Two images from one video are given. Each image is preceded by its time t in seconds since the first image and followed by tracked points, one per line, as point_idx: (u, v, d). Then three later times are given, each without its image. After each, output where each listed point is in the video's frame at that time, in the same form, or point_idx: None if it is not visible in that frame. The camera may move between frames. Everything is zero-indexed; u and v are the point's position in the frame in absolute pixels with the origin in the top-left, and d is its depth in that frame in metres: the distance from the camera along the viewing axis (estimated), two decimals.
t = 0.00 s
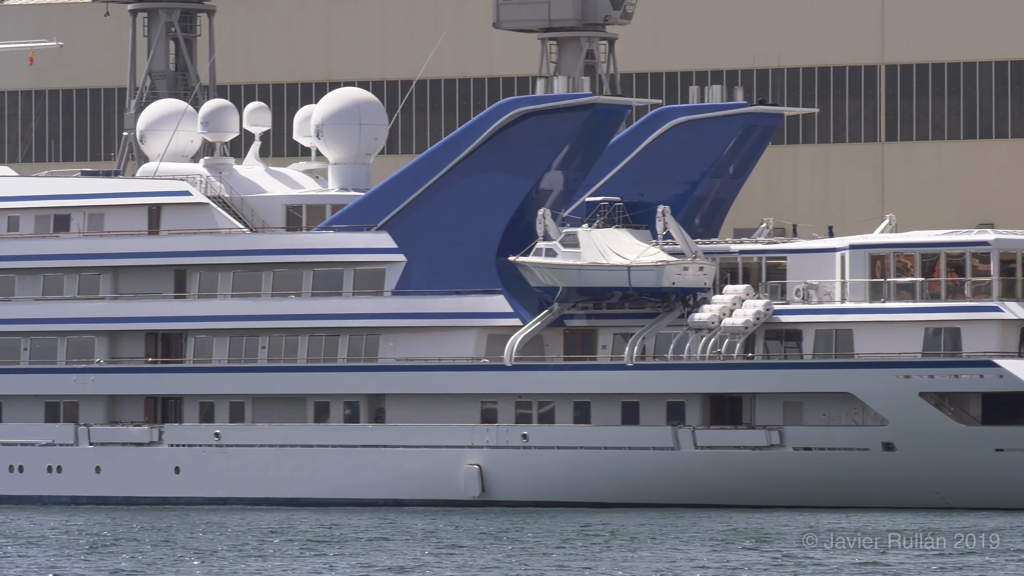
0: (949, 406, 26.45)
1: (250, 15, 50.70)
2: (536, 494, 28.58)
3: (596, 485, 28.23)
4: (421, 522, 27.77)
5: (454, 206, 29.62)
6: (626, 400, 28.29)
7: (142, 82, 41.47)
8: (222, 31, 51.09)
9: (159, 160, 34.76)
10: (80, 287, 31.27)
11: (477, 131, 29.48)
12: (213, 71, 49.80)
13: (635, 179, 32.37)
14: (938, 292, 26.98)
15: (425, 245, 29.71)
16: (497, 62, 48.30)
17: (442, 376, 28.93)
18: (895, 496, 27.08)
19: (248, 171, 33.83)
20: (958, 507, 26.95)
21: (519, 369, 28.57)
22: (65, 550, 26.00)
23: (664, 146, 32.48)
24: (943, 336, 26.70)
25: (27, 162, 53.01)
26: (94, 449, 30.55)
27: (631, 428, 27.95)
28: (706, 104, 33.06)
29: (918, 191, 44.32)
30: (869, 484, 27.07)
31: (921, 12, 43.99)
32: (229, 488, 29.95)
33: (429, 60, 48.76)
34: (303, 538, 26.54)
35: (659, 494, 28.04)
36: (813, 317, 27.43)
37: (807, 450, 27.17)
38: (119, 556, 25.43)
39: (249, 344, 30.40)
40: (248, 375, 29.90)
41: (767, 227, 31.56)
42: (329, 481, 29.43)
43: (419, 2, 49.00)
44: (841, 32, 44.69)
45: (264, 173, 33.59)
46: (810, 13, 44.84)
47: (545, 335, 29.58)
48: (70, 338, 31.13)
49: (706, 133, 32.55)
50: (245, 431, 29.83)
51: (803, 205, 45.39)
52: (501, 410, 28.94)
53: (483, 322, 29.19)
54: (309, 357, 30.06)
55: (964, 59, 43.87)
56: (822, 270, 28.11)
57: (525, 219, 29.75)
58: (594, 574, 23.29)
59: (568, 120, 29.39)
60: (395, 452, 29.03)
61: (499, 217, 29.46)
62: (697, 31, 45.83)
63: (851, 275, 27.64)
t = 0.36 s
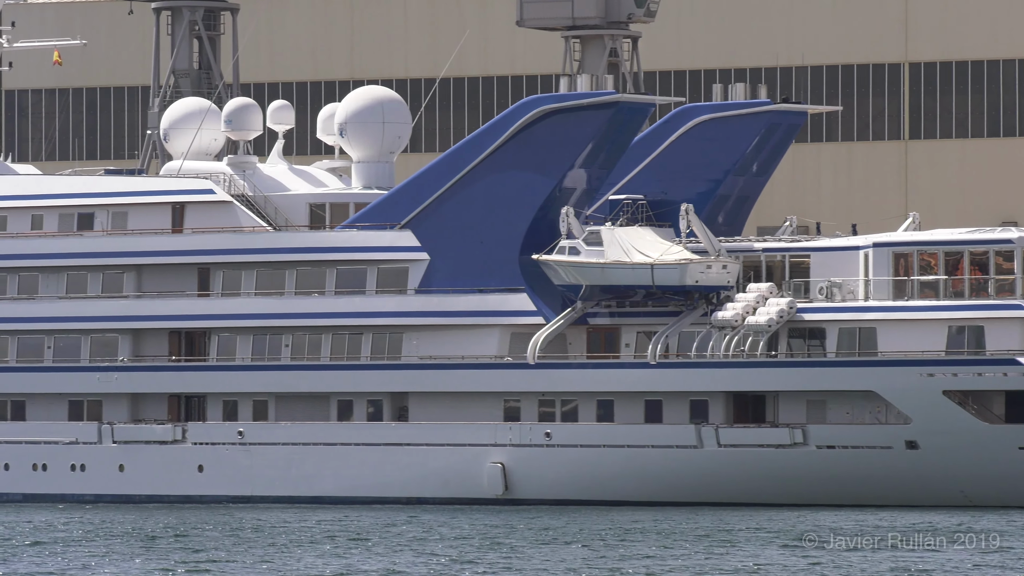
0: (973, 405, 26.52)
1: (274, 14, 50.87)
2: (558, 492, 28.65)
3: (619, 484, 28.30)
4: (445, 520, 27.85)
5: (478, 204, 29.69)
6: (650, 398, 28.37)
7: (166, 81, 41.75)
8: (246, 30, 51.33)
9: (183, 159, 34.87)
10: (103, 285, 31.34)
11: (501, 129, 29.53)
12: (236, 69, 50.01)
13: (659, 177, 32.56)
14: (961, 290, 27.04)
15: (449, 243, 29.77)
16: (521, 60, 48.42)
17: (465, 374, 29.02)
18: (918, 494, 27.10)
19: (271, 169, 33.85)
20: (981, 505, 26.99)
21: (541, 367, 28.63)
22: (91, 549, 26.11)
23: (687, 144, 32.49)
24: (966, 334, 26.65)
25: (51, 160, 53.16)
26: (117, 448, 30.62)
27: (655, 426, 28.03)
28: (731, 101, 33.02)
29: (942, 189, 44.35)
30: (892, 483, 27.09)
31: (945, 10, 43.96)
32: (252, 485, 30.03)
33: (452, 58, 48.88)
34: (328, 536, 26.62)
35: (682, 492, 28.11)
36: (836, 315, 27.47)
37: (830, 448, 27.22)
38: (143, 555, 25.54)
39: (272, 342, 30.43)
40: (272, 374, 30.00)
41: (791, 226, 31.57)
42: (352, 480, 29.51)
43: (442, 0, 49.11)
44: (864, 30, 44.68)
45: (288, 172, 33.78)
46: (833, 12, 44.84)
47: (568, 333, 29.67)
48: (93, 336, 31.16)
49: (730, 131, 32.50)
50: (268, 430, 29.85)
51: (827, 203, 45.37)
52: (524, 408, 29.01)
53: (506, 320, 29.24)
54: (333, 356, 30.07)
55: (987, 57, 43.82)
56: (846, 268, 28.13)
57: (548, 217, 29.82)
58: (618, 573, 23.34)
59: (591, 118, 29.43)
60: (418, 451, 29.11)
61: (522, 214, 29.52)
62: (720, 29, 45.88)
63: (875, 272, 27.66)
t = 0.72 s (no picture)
0: (1004, 404, 26.60)
1: (303, 13, 51.00)
2: (589, 491, 28.73)
3: (650, 483, 28.39)
4: (476, 519, 27.96)
5: (508, 202, 29.76)
6: (680, 398, 28.42)
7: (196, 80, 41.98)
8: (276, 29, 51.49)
9: (214, 158, 34.90)
10: (134, 284, 31.34)
11: (531, 128, 29.57)
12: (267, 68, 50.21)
13: (689, 176, 32.55)
14: (992, 289, 27.11)
15: (478, 241, 29.85)
16: (551, 59, 48.54)
17: (496, 373, 29.08)
18: (948, 492, 27.19)
19: (302, 169, 33.93)
20: (1011, 503, 27.09)
21: (572, 366, 28.72)
22: (125, 548, 26.24)
23: (718, 143, 32.49)
24: (997, 333, 26.71)
25: (81, 159, 53.45)
26: (149, 447, 30.76)
27: (685, 425, 28.13)
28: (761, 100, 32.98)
29: (973, 188, 44.42)
30: (923, 482, 27.17)
31: (976, 9, 43.97)
32: (284, 484, 30.13)
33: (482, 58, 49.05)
34: (359, 535, 26.73)
35: (713, 490, 28.21)
36: (867, 314, 27.46)
37: (860, 447, 27.30)
38: (177, 553, 25.70)
39: (302, 341, 30.46)
40: (303, 372, 30.05)
41: (822, 225, 31.51)
42: (383, 479, 29.62)
43: None
44: (894, 29, 44.64)
45: (319, 171, 34.00)
46: (864, 11, 44.83)
47: (598, 331, 29.68)
48: (124, 335, 31.21)
49: (761, 129, 32.49)
50: (299, 429, 29.97)
51: (858, 202, 45.35)
52: (555, 407, 29.09)
53: (537, 319, 29.35)
54: (363, 354, 30.20)
55: (1018, 57, 43.91)
56: (876, 267, 28.15)
57: (579, 215, 29.83)
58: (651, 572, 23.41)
59: (621, 117, 29.48)
60: (449, 449, 29.20)
61: (552, 213, 29.58)
62: (750, 29, 45.89)
63: (905, 271, 27.74)
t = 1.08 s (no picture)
0: None
1: (337, 13, 51.17)
2: (623, 491, 28.79)
3: (683, 483, 28.47)
4: (510, 519, 28.06)
5: (542, 202, 29.85)
6: (715, 398, 28.52)
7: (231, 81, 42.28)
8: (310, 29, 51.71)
9: (248, 158, 34.85)
10: (168, 284, 31.55)
11: (565, 128, 29.67)
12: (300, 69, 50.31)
13: (724, 176, 32.51)
14: None
15: (512, 241, 29.93)
16: (585, 59, 48.69)
17: (529, 373, 29.19)
18: (983, 492, 27.22)
19: (335, 169, 34.10)
20: None
21: (606, 366, 28.80)
22: (162, 548, 26.42)
23: (752, 142, 32.43)
24: None
25: (116, 159, 53.98)
26: (183, 447, 30.85)
27: (718, 425, 28.19)
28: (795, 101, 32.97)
29: (1008, 188, 44.30)
30: (957, 482, 27.18)
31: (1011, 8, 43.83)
32: (317, 484, 30.18)
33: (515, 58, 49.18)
34: (394, 535, 26.86)
35: (747, 490, 28.25)
36: (901, 315, 27.44)
37: (894, 447, 27.32)
38: (213, 553, 25.89)
39: (337, 341, 30.61)
40: (337, 372, 30.14)
41: (856, 225, 31.42)
42: (416, 479, 29.68)
43: None
44: (929, 29, 44.51)
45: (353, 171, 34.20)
46: (898, 11, 44.77)
47: (633, 332, 29.77)
48: (158, 335, 31.39)
49: (794, 129, 32.49)
50: (333, 428, 30.06)
51: (892, 201, 45.27)
52: (589, 407, 29.17)
53: (570, 319, 29.39)
54: (397, 354, 30.25)
55: None
56: (910, 267, 28.15)
57: (612, 215, 29.93)
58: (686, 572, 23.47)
59: (656, 117, 29.56)
60: (483, 450, 29.30)
61: (586, 213, 29.64)
62: (783, 28, 45.84)
63: (939, 272, 27.68)
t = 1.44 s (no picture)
0: None
1: (367, 16, 51.59)
2: (652, 493, 28.84)
3: (713, 484, 28.53)
4: (540, 520, 28.14)
5: (571, 204, 29.91)
6: (744, 399, 28.52)
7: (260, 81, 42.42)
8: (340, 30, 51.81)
9: (278, 159, 35.11)
10: (198, 285, 31.62)
11: (594, 129, 29.72)
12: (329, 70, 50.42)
13: (753, 176, 32.49)
14: None
15: (542, 243, 30.00)
16: (615, 58, 48.93)
17: (559, 374, 29.27)
18: (1012, 493, 27.25)
19: (364, 170, 34.17)
20: None
21: (635, 367, 28.83)
22: (195, 549, 26.56)
23: (782, 144, 32.45)
24: None
25: (145, 161, 54.37)
26: (212, 448, 30.91)
27: (748, 426, 28.23)
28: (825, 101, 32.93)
29: None
30: (987, 483, 27.22)
31: None
32: (348, 486, 30.25)
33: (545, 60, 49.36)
34: (425, 536, 26.97)
35: (777, 492, 28.28)
36: (931, 315, 27.49)
37: (924, 449, 27.37)
38: (245, 554, 26.03)
39: (367, 342, 30.74)
40: (367, 373, 30.22)
41: (886, 226, 31.39)
42: (446, 481, 29.72)
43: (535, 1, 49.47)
44: (959, 30, 44.46)
45: (383, 172, 34.26)
46: (928, 12, 44.70)
47: (662, 333, 29.73)
48: (188, 337, 31.44)
49: (823, 130, 32.46)
50: (363, 430, 30.10)
51: (922, 203, 45.29)
52: (618, 408, 29.27)
53: (600, 321, 29.46)
54: (426, 356, 30.30)
55: None
56: (940, 268, 28.25)
57: (641, 217, 29.94)
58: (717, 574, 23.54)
59: (685, 118, 29.56)
60: (512, 451, 29.37)
61: (615, 214, 29.71)
62: (813, 29, 45.80)
63: (970, 272, 27.87)
